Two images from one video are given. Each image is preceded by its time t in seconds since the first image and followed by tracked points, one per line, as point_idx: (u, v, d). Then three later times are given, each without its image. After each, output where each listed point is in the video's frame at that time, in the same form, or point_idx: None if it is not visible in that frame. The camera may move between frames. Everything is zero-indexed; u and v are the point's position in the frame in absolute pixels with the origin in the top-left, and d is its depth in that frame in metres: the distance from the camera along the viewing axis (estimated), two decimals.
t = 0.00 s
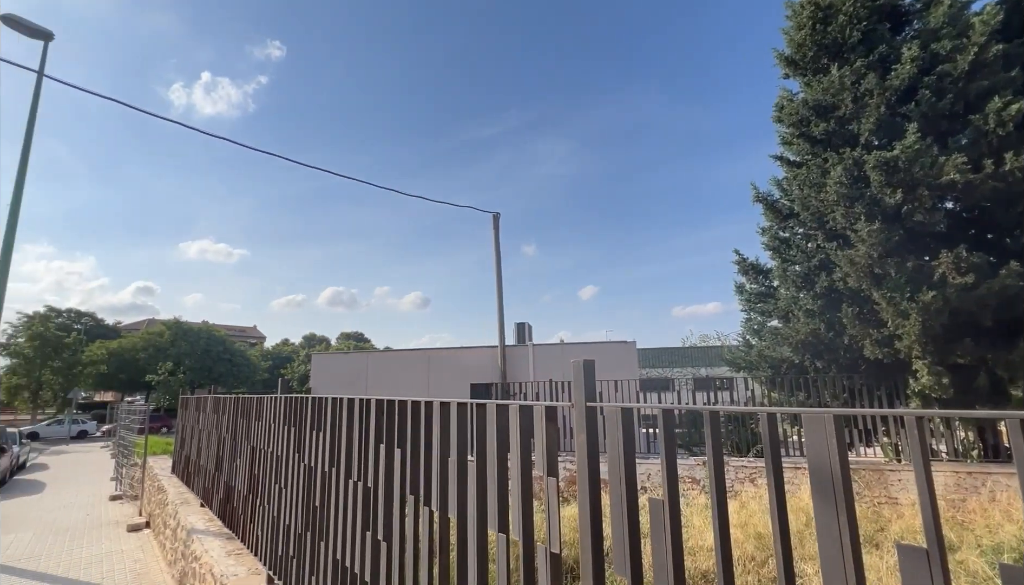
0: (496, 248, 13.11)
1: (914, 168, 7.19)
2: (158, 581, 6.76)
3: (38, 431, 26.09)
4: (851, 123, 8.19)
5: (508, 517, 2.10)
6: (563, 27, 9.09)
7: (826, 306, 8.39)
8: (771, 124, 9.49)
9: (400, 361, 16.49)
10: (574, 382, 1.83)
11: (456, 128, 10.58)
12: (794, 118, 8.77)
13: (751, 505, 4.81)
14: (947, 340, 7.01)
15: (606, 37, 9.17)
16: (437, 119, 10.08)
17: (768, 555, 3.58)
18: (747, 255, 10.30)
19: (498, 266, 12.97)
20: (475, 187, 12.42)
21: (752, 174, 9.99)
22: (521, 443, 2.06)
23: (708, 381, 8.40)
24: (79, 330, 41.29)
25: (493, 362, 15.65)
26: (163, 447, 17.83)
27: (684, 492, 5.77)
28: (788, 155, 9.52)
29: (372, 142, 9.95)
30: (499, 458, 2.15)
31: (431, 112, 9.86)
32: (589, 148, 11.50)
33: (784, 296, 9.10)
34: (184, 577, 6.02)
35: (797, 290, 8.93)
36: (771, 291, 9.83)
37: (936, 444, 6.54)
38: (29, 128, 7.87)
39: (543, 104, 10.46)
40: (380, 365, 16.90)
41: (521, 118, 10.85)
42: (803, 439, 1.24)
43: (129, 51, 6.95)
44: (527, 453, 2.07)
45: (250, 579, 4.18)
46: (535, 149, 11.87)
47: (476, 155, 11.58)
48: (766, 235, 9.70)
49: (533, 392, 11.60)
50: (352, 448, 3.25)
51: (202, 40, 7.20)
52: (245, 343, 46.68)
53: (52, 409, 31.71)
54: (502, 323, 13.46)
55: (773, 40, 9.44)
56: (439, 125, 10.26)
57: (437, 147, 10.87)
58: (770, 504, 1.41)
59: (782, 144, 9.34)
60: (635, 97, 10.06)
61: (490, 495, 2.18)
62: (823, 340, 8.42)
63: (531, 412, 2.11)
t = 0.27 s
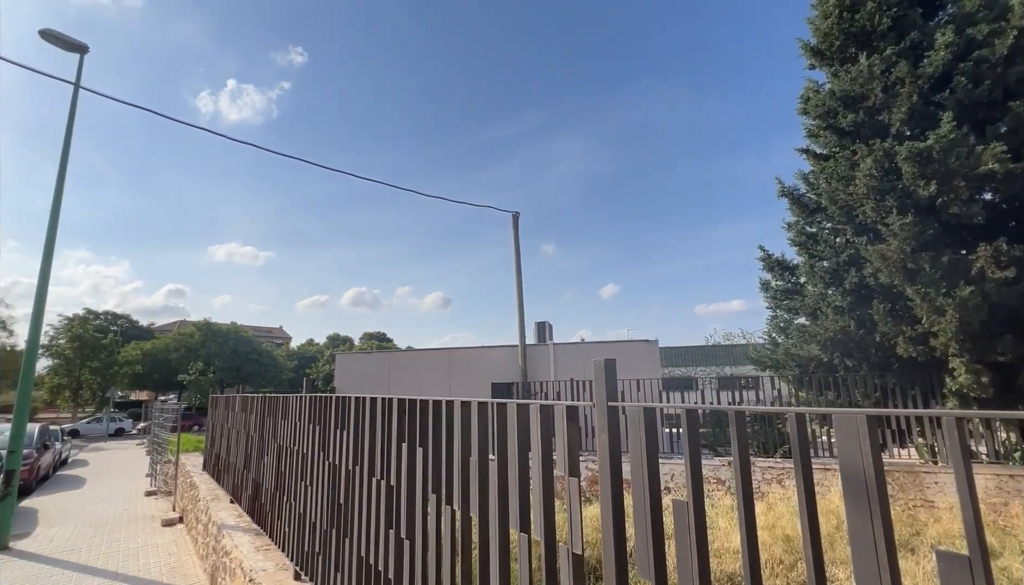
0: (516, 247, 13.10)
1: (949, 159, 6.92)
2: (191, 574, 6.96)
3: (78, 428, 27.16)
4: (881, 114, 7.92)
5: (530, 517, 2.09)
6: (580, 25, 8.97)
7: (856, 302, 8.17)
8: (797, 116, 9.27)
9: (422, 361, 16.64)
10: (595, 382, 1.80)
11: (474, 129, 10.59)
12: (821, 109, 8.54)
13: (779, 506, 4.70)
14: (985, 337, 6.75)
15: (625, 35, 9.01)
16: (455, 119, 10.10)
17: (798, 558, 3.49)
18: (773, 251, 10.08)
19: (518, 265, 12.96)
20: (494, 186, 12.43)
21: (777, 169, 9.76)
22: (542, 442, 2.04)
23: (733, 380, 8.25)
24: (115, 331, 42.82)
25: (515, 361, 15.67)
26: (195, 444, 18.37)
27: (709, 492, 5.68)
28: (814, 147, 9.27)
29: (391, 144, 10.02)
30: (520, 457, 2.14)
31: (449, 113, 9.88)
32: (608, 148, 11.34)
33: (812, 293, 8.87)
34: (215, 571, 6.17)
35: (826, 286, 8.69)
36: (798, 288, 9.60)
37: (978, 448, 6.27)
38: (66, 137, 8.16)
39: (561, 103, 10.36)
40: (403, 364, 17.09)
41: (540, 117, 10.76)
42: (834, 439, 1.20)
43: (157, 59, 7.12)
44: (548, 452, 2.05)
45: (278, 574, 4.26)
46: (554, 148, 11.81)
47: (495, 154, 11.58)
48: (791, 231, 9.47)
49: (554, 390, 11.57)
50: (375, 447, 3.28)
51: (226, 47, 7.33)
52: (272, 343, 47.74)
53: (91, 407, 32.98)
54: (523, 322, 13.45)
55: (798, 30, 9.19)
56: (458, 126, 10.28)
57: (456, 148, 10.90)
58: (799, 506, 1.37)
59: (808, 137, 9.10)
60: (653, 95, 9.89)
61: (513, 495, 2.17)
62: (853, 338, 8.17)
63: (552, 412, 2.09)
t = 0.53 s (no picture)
0: (535, 246, 13.07)
1: (984, 149, 6.67)
2: (221, 569, 7.13)
3: (114, 427, 28.12)
4: (911, 103, 7.70)
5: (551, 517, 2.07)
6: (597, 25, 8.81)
7: (886, 299, 7.96)
8: (822, 108, 9.05)
9: (443, 360, 16.73)
10: (615, 381, 1.77)
11: (491, 128, 10.58)
12: (847, 101, 8.33)
13: (806, 506, 4.60)
14: None
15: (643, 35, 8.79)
16: (472, 119, 10.12)
17: (827, 561, 3.39)
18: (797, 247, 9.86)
19: (537, 264, 12.93)
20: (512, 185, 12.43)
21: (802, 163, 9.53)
22: (563, 440, 2.02)
23: (757, 379, 8.09)
24: (147, 332, 44.18)
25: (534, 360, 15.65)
26: (224, 442, 18.84)
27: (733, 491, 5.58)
28: (840, 140, 9.04)
29: (410, 146, 10.07)
30: (541, 456, 2.12)
31: (467, 113, 9.90)
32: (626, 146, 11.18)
33: (839, 290, 8.64)
34: (243, 566, 6.30)
35: (853, 282, 8.45)
36: (824, 285, 9.37)
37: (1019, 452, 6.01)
38: (99, 144, 8.44)
39: (579, 102, 10.25)
40: (423, 364, 17.21)
41: (558, 116, 10.66)
42: (868, 440, 1.15)
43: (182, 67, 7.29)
44: (570, 450, 2.03)
45: (304, 570, 4.33)
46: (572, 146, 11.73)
47: (513, 154, 11.56)
48: (817, 226, 9.25)
49: (574, 389, 11.51)
50: (397, 444, 3.30)
51: (248, 53, 7.45)
52: (296, 343, 48.65)
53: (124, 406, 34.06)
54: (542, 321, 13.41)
55: (823, 19, 8.95)
56: (475, 125, 10.29)
57: (474, 147, 10.93)
58: (831, 508, 1.33)
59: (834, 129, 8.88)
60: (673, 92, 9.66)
61: (534, 495, 2.15)
62: (883, 335, 7.94)
63: (573, 410, 2.07)
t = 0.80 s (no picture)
0: (552, 245, 13.02)
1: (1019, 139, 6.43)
2: (247, 564, 7.28)
3: (144, 425, 28.94)
4: (941, 93, 7.47)
5: (569, 517, 2.06)
6: (613, 22, 8.72)
7: (915, 296, 7.66)
8: (846, 100, 8.84)
9: (461, 360, 16.80)
10: (634, 379, 1.75)
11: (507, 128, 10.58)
12: (873, 92, 8.11)
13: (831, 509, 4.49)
14: None
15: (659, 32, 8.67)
16: (488, 120, 10.13)
17: (853, 564, 3.32)
18: (821, 243, 9.66)
19: (554, 263, 12.89)
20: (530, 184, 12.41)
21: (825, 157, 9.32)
22: (582, 440, 2.01)
23: (780, 378, 7.93)
24: (175, 333, 45.35)
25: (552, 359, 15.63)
26: (249, 441, 19.24)
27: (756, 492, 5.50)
28: (865, 132, 8.81)
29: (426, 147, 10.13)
30: (559, 456, 2.11)
31: (483, 114, 9.91)
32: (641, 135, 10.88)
33: (865, 286, 8.43)
34: (267, 562, 6.42)
35: (880, 279, 8.22)
36: (849, 282, 9.15)
37: None
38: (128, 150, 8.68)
39: (594, 101, 10.16)
40: (442, 364, 17.31)
41: (574, 115, 10.59)
42: (895, 439, 1.12)
43: (206, 74, 7.44)
44: (589, 449, 2.01)
45: (326, 567, 4.38)
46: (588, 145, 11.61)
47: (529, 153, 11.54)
48: (841, 221, 9.03)
49: (593, 389, 11.45)
50: (416, 442, 3.32)
51: (267, 59, 7.58)
52: (317, 343, 49.38)
53: (153, 405, 35.02)
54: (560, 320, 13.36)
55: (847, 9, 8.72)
56: (491, 125, 10.30)
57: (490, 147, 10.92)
58: (857, 510, 1.30)
59: (859, 122, 8.66)
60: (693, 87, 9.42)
61: (552, 494, 2.15)
62: (912, 333, 7.72)
63: (592, 409, 2.05)
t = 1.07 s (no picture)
0: (569, 244, 12.98)
1: None
2: (271, 560, 7.42)
3: (171, 423, 29.69)
4: (970, 83, 7.25)
5: (586, 516, 2.05)
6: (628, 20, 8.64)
7: (944, 292, 7.45)
8: (870, 92, 8.64)
9: (479, 359, 16.86)
10: (651, 378, 1.74)
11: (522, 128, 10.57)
12: (898, 83, 7.92)
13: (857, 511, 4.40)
14: None
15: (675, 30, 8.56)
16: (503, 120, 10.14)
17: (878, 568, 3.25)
18: (845, 239, 9.46)
19: (570, 262, 12.85)
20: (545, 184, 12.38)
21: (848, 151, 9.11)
22: (599, 440, 2.00)
23: (802, 378, 7.80)
24: (200, 333, 46.41)
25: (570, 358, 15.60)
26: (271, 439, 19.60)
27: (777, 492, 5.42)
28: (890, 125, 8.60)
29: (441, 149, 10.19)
30: (576, 455, 2.10)
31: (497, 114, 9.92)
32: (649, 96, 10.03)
33: (890, 283, 8.23)
34: (291, 559, 6.53)
35: (906, 276, 8.01)
36: (874, 278, 8.93)
37: None
38: (155, 157, 8.90)
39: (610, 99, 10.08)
40: (460, 363, 17.39)
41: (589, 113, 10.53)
42: (921, 440, 1.09)
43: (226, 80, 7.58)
44: (606, 450, 2.00)
45: (347, 564, 4.45)
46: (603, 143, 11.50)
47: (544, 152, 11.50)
48: (866, 216, 8.81)
49: (610, 388, 11.39)
50: (434, 441, 3.35)
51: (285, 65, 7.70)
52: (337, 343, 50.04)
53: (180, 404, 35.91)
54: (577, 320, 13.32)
55: None
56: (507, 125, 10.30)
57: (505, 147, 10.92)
58: (880, 515, 1.27)
59: (883, 114, 8.45)
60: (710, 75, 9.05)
61: (569, 494, 2.15)
62: (940, 331, 7.50)
63: (609, 409, 2.04)
